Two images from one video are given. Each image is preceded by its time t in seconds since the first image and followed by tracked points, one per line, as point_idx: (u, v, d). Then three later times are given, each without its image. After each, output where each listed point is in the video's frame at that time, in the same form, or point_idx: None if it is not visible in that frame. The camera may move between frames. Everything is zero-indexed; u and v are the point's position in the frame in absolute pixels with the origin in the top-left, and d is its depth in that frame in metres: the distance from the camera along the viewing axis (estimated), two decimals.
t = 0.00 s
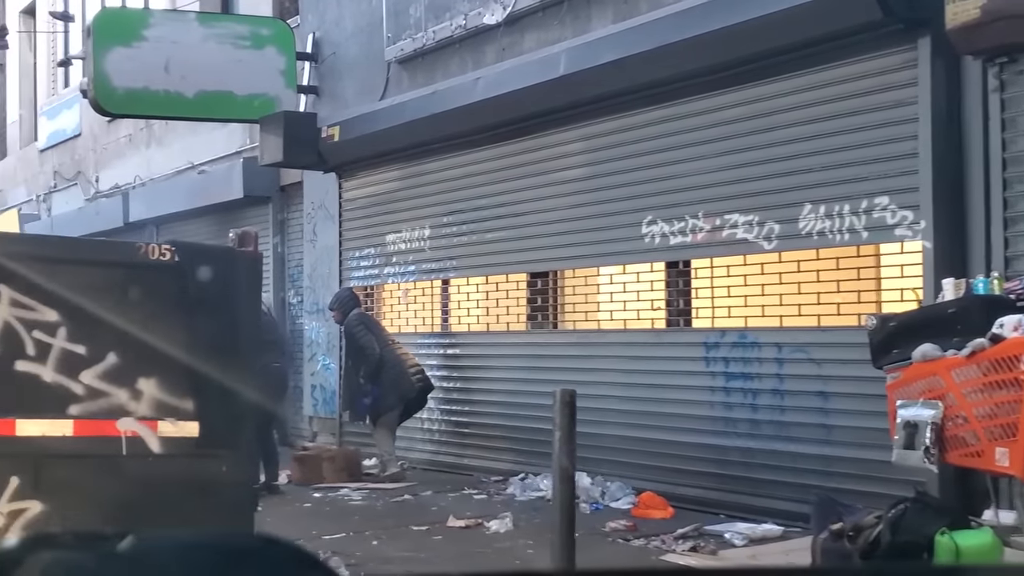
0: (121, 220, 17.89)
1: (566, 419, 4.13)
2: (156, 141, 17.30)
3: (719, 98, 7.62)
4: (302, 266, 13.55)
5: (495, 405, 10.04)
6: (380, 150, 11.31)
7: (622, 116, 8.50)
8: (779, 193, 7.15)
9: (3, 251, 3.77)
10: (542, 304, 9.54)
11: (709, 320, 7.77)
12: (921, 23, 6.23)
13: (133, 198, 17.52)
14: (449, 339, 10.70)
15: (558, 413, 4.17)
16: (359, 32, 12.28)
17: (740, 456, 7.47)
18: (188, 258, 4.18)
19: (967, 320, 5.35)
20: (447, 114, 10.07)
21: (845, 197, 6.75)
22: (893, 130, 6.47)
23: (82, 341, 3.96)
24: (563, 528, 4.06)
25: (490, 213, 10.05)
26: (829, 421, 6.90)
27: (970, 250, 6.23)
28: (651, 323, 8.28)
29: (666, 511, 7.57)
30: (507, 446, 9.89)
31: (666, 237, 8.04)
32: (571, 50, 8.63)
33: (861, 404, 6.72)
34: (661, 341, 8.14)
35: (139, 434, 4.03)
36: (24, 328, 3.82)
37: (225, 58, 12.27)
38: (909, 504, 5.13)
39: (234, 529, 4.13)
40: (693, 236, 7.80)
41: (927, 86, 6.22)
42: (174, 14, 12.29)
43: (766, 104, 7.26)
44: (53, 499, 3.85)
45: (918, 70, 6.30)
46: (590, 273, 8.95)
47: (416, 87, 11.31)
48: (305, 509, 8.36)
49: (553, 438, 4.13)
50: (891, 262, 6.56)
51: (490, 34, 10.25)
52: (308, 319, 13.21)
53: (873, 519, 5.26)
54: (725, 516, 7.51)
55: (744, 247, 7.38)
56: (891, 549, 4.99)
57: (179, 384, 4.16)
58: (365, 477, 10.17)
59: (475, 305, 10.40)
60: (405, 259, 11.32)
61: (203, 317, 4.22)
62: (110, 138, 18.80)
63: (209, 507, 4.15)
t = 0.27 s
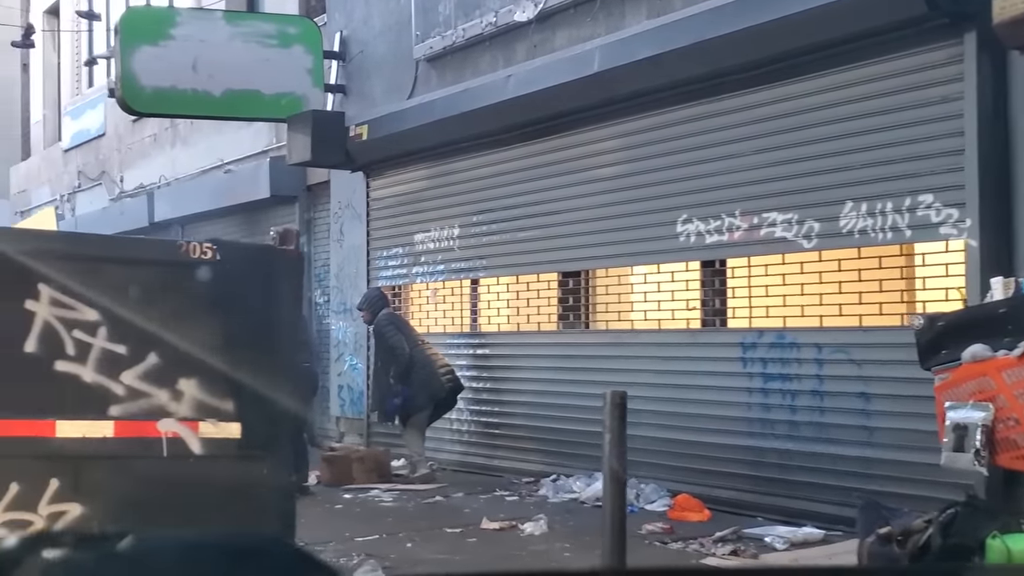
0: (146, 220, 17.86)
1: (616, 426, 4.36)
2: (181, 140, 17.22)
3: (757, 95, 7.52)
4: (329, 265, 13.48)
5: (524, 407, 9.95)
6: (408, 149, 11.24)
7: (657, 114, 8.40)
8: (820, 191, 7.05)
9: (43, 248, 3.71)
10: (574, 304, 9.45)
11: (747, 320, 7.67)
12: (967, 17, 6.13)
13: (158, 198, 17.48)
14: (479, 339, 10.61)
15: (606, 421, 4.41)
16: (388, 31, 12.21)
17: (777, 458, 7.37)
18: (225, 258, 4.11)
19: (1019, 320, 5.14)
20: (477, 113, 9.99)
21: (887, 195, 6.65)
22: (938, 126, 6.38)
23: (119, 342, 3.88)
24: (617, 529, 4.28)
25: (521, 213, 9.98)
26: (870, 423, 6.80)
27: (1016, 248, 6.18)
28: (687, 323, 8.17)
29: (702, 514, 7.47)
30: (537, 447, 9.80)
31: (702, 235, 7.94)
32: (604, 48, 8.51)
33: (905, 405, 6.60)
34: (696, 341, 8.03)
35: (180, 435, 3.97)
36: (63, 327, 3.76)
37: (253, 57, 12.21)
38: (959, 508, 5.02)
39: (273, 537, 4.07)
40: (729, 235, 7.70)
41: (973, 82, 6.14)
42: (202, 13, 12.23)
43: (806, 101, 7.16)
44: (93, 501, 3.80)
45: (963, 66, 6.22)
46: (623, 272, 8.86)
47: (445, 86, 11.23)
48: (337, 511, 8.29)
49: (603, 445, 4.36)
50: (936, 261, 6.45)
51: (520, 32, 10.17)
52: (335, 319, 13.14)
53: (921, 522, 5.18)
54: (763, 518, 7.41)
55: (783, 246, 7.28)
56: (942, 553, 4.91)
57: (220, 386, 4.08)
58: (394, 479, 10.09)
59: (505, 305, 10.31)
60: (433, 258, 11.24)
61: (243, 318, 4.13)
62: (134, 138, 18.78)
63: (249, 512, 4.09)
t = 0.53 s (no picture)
0: (170, 220, 17.83)
1: (665, 429, 4.30)
2: (206, 140, 17.18)
3: (794, 92, 7.43)
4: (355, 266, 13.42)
5: (553, 407, 9.86)
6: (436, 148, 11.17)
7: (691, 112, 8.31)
8: (859, 189, 6.96)
9: (81, 249, 3.67)
10: (605, 304, 9.36)
11: (783, 321, 7.57)
12: (1013, 13, 6.04)
13: (182, 198, 17.45)
14: (507, 339, 10.53)
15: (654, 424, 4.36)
16: (415, 29, 12.14)
17: (814, 460, 7.27)
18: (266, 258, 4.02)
19: None
20: (507, 111, 9.91)
21: (928, 193, 6.56)
22: (982, 124, 6.30)
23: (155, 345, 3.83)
24: (666, 535, 4.23)
25: (551, 212, 9.88)
26: (910, 426, 6.70)
27: None
28: (721, 323, 8.07)
29: (737, 517, 7.37)
30: (566, 449, 9.72)
31: (737, 235, 7.84)
32: (639, 44, 8.43)
33: (947, 406, 6.50)
34: (730, 342, 7.93)
35: (219, 436, 3.91)
36: (102, 327, 3.72)
37: (280, 56, 12.15)
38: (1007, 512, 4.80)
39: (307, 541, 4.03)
40: (765, 234, 7.60)
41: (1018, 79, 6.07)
42: (228, 12, 12.12)
43: (845, 98, 7.07)
44: (132, 504, 3.76)
45: (1008, 62, 6.14)
46: (654, 272, 8.77)
47: (473, 84, 11.15)
48: (366, 512, 8.21)
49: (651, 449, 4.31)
50: (979, 261, 6.36)
51: (550, 30, 10.08)
52: (361, 319, 13.07)
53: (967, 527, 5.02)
54: (799, 521, 7.31)
55: (821, 245, 7.19)
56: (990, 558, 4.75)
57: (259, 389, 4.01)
58: (422, 480, 10.01)
59: (534, 305, 10.22)
60: (461, 258, 11.15)
61: (284, 319, 4.04)
62: (157, 138, 18.74)
63: (291, 514, 4.04)
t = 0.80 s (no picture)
0: (192, 220, 17.80)
1: (709, 431, 4.64)
2: (227, 140, 17.15)
3: (829, 89, 7.36)
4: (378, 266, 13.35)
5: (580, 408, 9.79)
6: (461, 147, 11.10)
7: (721, 110, 8.24)
8: (896, 188, 6.89)
9: (108, 249, 3.64)
10: (633, 304, 9.28)
11: (817, 321, 7.48)
12: None
13: (203, 198, 17.41)
14: (533, 340, 10.45)
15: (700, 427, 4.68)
16: (439, 28, 12.08)
17: (848, 463, 7.19)
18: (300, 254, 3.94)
19: None
20: (534, 110, 9.84)
21: (967, 191, 6.49)
22: None
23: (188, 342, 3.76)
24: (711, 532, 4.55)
25: (578, 212, 9.80)
26: (947, 427, 6.62)
27: None
28: (752, 323, 7.99)
29: (770, 520, 7.28)
30: (593, 450, 9.64)
31: (768, 234, 7.76)
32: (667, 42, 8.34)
33: (985, 407, 6.42)
34: (761, 342, 7.85)
35: (255, 438, 3.86)
36: (137, 327, 3.68)
37: (303, 56, 12.03)
38: None
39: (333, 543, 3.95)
40: (797, 233, 7.53)
41: None
42: (252, 11, 11.97)
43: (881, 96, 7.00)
44: (167, 507, 3.70)
45: None
46: (683, 271, 8.69)
47: (498, 83, 11.08)
48: (394, 514, 8.14)
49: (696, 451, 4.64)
50: (1017, 260, 6.27)
51: (577, 28, 10.01)
52: (385, 320, 13.02)
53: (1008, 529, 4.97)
54: (833, 524, 7.22)
55: (855, 244, 7.11)
56: None
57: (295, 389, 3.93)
58: (448, 481, 9.94)
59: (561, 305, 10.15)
60: (486, 258, 11.08)
61: (319, 320, 3.96)
62: (178, 138, 18.71)
63: (328, 517, 3.98)
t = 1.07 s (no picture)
0: (209, 220, 17.76)
1: (749, 438, 4.55)
2: (245, 140, 17.11)
3: (857, 87, 7.29)
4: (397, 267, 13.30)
5: (602, 409, 9.72)
6: (481, 146, 11.05)
7: (746, 107, 8.17)
8: (926, 186, 6.82)
9: (134, 248, 3.58)
10: (656, 304, 9.21)
11: (844, 321, 7.41)
12: None
13: (221, 198, 17.38)
14: (554, 340, 10.38)
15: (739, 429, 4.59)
16: (458, 26, 12.02)
17: (876, 465, 7.11)
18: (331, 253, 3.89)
19: None
20: (555, 109, 9.78)
21: (999, 189, 6.43)
22: None
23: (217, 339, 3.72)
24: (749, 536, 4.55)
25: (600, 211, 9.72)
26: (979, 429, 6.54)
27: None
28: (778, 323, 7.92)
29: (797, 522, 7.20)
30: (615, 451, 9.56)
31: (794, 233, 7.68)
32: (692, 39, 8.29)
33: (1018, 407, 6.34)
34: (788, 343, 7.77)
35: (285, 439, 3.81)
36: (165, 327, 3.63)
37: (323, 56, 11.98)
38: None
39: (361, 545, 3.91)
40: (824, 232, 7.46)
41: None
42: (271, 11, 11.90)
43: (911, 93, 6.93)
44: (195, 508, 3.66)
45: None
46: (707, 271, 8.62)
47: (518, 82, 11.03)
48: (417, 515, 8.09)
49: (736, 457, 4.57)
50: None
51: (598, 26, 9.95)
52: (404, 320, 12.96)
53: None
54: (861, 527, 7.15)
55: (883, 244, 7.04)
56: None
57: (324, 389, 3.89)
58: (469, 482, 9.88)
59: (582, 305, 10.08)
60: (507, 258, 11.01)
61: (350, 319, 3.91)
62: (195, 139, 18.67)
63: (357, 517, 3.95)
